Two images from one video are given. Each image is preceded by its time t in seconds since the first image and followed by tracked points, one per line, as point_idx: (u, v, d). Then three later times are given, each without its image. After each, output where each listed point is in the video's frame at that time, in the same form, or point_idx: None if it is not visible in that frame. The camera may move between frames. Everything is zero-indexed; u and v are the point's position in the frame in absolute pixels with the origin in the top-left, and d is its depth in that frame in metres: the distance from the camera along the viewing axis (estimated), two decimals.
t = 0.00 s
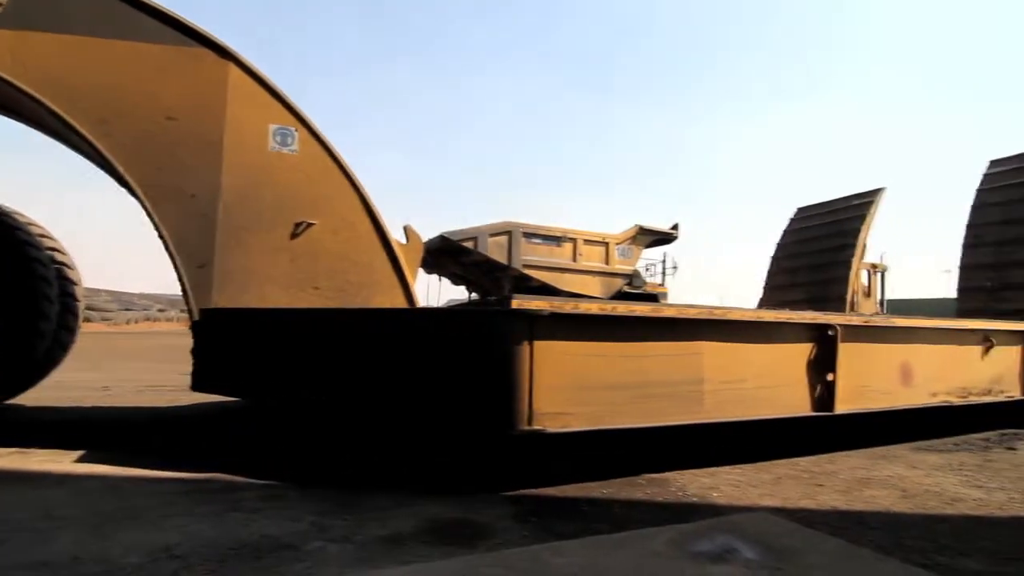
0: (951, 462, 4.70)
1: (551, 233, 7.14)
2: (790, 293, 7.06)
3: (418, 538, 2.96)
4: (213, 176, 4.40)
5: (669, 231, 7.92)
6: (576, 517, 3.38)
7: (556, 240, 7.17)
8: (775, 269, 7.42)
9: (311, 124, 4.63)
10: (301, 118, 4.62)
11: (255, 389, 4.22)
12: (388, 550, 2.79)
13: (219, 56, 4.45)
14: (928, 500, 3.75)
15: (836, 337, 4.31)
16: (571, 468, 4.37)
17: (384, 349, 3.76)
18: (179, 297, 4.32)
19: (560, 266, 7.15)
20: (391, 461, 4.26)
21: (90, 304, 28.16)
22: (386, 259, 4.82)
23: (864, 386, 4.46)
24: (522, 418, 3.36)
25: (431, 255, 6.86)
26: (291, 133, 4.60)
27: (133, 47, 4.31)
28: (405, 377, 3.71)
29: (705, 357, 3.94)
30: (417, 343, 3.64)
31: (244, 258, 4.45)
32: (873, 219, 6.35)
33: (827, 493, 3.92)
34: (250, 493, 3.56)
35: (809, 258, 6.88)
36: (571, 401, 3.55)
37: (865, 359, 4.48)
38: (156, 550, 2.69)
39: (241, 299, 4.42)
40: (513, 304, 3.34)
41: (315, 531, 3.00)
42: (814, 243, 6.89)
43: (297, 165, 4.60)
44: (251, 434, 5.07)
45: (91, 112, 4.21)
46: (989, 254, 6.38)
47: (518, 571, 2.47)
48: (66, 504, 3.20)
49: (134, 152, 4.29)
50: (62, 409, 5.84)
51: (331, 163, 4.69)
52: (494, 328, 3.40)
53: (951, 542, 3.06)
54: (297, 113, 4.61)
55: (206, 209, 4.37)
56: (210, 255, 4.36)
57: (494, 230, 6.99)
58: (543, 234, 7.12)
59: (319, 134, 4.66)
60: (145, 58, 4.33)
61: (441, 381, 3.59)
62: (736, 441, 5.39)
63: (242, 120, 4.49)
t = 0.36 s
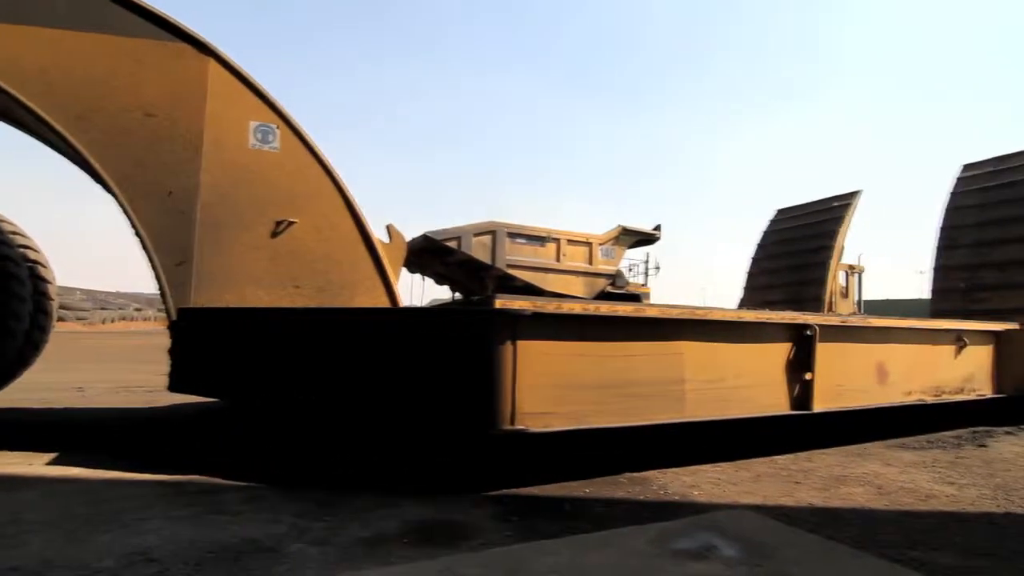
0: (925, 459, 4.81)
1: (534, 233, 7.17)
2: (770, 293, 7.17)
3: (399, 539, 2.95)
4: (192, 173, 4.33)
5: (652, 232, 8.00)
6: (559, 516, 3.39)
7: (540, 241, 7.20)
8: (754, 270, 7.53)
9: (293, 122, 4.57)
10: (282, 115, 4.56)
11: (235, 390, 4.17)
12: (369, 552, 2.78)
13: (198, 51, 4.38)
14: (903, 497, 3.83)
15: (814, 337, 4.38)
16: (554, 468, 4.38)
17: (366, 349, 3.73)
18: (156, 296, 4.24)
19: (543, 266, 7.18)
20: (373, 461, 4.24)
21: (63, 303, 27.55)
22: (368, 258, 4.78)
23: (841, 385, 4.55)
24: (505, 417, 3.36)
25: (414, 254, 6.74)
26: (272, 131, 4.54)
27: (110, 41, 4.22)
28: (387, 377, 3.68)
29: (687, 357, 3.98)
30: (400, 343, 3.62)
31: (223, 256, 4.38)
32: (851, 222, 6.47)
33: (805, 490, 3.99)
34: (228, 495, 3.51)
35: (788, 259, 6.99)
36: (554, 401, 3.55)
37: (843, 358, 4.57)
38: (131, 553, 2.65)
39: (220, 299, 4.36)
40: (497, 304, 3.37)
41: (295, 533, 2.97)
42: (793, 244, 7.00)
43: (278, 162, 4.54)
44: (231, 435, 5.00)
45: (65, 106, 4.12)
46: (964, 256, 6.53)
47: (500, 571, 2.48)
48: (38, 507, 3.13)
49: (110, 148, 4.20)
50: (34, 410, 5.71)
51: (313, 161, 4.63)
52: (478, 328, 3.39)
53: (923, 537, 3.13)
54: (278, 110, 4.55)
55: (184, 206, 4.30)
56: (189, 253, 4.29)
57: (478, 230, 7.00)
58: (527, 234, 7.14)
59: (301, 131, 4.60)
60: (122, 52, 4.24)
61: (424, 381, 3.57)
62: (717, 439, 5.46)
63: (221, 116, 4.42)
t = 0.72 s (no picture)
0: (896, 456, 4.93)
1: (516, 233, 7.18)
2: (747, 294, 7.28)
3: (379, 540, 2.93)
4: (166, 169, 4.24)
5: (632, 233, 8.07)
6: (539, 515, 3.40)
7: (521, 241, 7.21)
8: (732, 271, 7.63)
9: (271, 118, 4.51)
10: (260, 112, 4.49)
11: (210, 390, 4.10)
12: (348, 553, 2.75)
13: (174, 45, 4.29)
14: (875, 494, 3.92)
15: (790, 337, 4.45)
16: (534, 467, 4.39)
17: (346, 348, 3.70)
18: (129, 295, 4.15)
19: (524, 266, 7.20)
20: (353, 462, 4.21)
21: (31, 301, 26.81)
22: (348, 257, 4.74)
23: (816, 384, 4.63)
24: (486, 417, 3.36)
25: (394, 254, 6.64)
26: (250, 127, 4.47)
27: (82, 33, 4.12)
28: (367, 377, 3.65)
29: (666, 356, 4.02)
30: (379, 342, 3.59)
31: (199, 255, 4.30)
32: (826, 224, 6.60)
33: (781, 487, 4.05)
34: (204, 497, 3.45)
35: (765, 260, 7.11)
36: (535, 400, 3.56)
37: (817, 358, 4.66)
38: (102, 558, 2.59)
39: (195, 297, 4.28)
40: (478, 304, 3.34)
41: (273, 535, 2.93)
42: (770, 245, 7.12)
43: (256, 159, 4.47)
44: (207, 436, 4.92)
45: (34, 100, 4.01)
46: (931, 257, 6.70)
47: (480, 571, 2.47)
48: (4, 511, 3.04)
49: (81, 143, 4.09)
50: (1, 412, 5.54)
51: (291, 159, 4.58)
52: (459, 328, 3.38)
53: (895, 532, 3.21)
54: (256, 106, 4.49)
55: (158, 203, 4.22)
56: (163, 251, 4.20)
57: (460, 229, 6.99)
58: (509, 234, 7.15)
59: (279, 128, 4.54)
60: (95, 45, 4.14)
61: (404, 381, 3.55)
62: (695, 438, 5.52)
63: (198, 112, 4.34)
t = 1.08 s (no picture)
0: (869, 453, 5.04)
1: (498, 233, 7.18)
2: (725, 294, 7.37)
3: (359, 542, 2.90)
4: (141, 166, 4.15)
5: (613, 233, 8.13)
6: (520, 515, 3.40)
7: (503, 241, 7.22)
8: (711, 271, 7.73)
9: (249, 115, 4.44)
10: (238, 108, 4.42)
11: (186, 392, 4.02)
12: (327, 555, 2.72)
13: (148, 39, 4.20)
14: (849, 490, 4.00)
15: (767, 337, 4.53)
16: (515, 467, 4.39)
17: (325, 348, 3.66)
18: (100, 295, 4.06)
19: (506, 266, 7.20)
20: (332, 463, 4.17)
21: None
22: (327, 256, 4.69)
23: (792, 383, 4.71)
24: (467, 417, 3.35)
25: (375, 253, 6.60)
26: (226, 124, 4.40)
27: (53, 25, 4.01)
28: (346, 378, 3.62)
29: (646, 356, 4.05)
30: (359, 343, 3.56)
31: (174, 253, 4.22)
32: (802, 226, 6.72)
33: (758, 485, 4.12)
34: (179, 500, 3.39)
35: (743, 261, 7.21)
36: (516, 400, 3.56)
37: (794, 357, 4.74)
38: (72, 563, 2.52)
39: (169, 297, 4.19)
40: (459, 304, 3.34)
41: (250, 538, 2.89)
42: (748, 247, 7.23)
43: (233, 157, 4.40)
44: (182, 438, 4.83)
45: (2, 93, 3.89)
46: (904, 259, 6.86)
47: (461, 572, 2.46)
48: None
49: (51, 138, 3.99)
50: None
51: (269, 156, 4.51)
52: (440, 327, 3.37)
53: (868, 528, 3.28)
54: (233, 103, 4.42)
55: (132, 200, 4.13)
56: (137, 249, 4.11)
57: (441, 228, 6.97)
58: (490, 234, 7.15)
59: (257, 125, 4.48)
60: (66, 38, 4.04)
61: (384, 381, 3.53)
62: (674, 437, 5.58)
63: (173, 107, 4.25)
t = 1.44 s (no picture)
0: (847, 452, 5.12)
1: (483, 232, 7.17)
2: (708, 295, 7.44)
3: (341, 543, 2.88)
4: (118, 162, 4.07)
5: (598, 233, 8.16)
6: (504, 515, 3.40)
7: (488, 240, 7.21)
8: (694, 272, 7.79)
9: (230, 112, 4.38)
10: (218, 104, 4.36)
11: (165, 393, 3.96)
12: (309, 557, 2.70)
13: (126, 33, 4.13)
14: (827, 488, 4.06)
15: (749, 337, 4.58)
16: (499, 467, 4.39)
17: (308, 348, 3.63)
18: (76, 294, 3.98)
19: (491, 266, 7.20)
20: (314, 464, 4.13)
21: None
22: (310, 255, 4.63)
23: (773, 382, 4.77)
24: (451, 417, 3.34)
25: (358, 253, 6.55)
26: (206, 120, 4.33)
27: (28, 19, 3.94)
28: (329, 378, 3.59)
29: (629, 356, 4.08)
30: (343, 343, 3.53)
31: (153, 251, 4.15)
32: (783, 227, 6.80)
33: (739, 483, 4.16)
34: (158, 502, 3.33)
35: (725, 261, 7.28)
36: (500, 400, 3.56)
37: (775, 357, 4.80)
38: (46, 567, 2.47)
39: (147, 296, 4.12)
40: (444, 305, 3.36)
41: (230, 541, 2.85)
42: (730, 248, 7.30)
43: (213, 154, 4.34)
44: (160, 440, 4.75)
45: None
46: (882, 261, 7.01)
47: (445, 572, 2.45)
48: None
49: (26, 133, 3.91)
50: None
51: (250, 154, 4.45)
52: (425, 327, 3.36)
53: (845, 525, 3.34)
54: (214, 99, 4.35)
55: (110, 198, 4.06)
56: (114, 247, 4.04)
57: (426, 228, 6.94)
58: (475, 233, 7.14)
59: (238, 122, 4.41)
60: (42, 32, 3.97)
61: (368, 381, 3.50)
62: (658, 436, 5.62)
63: (151, 103, 4.18)
